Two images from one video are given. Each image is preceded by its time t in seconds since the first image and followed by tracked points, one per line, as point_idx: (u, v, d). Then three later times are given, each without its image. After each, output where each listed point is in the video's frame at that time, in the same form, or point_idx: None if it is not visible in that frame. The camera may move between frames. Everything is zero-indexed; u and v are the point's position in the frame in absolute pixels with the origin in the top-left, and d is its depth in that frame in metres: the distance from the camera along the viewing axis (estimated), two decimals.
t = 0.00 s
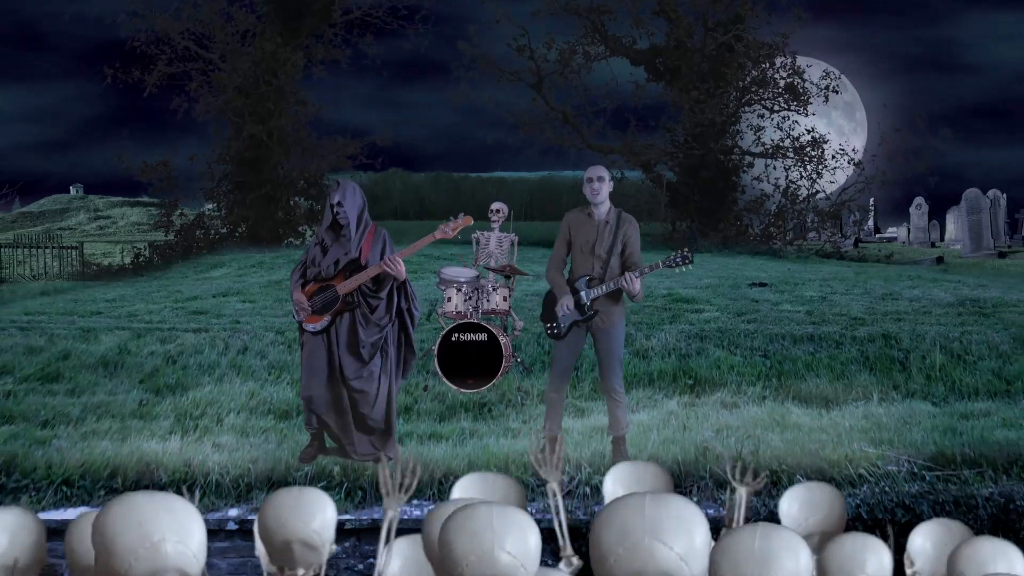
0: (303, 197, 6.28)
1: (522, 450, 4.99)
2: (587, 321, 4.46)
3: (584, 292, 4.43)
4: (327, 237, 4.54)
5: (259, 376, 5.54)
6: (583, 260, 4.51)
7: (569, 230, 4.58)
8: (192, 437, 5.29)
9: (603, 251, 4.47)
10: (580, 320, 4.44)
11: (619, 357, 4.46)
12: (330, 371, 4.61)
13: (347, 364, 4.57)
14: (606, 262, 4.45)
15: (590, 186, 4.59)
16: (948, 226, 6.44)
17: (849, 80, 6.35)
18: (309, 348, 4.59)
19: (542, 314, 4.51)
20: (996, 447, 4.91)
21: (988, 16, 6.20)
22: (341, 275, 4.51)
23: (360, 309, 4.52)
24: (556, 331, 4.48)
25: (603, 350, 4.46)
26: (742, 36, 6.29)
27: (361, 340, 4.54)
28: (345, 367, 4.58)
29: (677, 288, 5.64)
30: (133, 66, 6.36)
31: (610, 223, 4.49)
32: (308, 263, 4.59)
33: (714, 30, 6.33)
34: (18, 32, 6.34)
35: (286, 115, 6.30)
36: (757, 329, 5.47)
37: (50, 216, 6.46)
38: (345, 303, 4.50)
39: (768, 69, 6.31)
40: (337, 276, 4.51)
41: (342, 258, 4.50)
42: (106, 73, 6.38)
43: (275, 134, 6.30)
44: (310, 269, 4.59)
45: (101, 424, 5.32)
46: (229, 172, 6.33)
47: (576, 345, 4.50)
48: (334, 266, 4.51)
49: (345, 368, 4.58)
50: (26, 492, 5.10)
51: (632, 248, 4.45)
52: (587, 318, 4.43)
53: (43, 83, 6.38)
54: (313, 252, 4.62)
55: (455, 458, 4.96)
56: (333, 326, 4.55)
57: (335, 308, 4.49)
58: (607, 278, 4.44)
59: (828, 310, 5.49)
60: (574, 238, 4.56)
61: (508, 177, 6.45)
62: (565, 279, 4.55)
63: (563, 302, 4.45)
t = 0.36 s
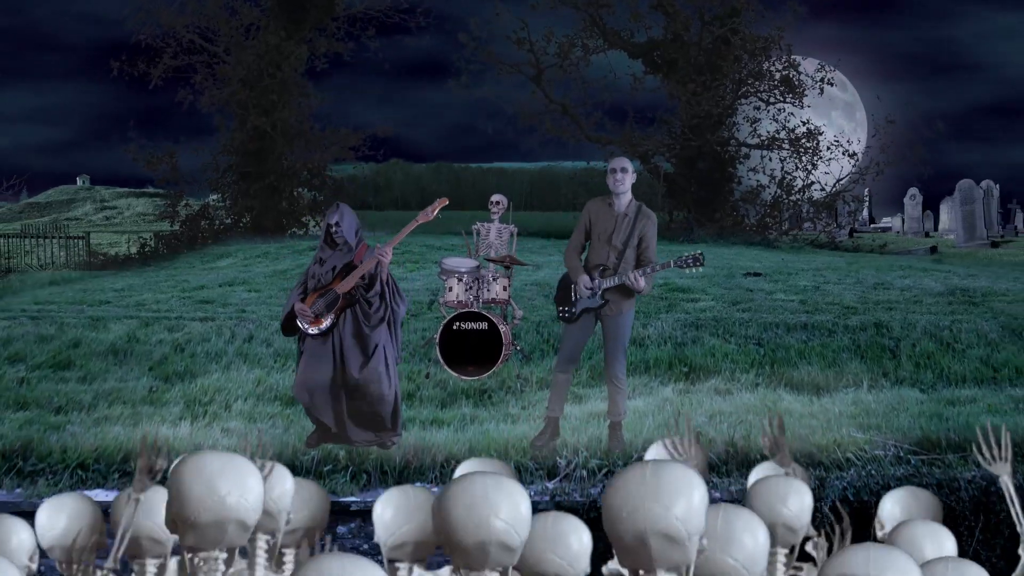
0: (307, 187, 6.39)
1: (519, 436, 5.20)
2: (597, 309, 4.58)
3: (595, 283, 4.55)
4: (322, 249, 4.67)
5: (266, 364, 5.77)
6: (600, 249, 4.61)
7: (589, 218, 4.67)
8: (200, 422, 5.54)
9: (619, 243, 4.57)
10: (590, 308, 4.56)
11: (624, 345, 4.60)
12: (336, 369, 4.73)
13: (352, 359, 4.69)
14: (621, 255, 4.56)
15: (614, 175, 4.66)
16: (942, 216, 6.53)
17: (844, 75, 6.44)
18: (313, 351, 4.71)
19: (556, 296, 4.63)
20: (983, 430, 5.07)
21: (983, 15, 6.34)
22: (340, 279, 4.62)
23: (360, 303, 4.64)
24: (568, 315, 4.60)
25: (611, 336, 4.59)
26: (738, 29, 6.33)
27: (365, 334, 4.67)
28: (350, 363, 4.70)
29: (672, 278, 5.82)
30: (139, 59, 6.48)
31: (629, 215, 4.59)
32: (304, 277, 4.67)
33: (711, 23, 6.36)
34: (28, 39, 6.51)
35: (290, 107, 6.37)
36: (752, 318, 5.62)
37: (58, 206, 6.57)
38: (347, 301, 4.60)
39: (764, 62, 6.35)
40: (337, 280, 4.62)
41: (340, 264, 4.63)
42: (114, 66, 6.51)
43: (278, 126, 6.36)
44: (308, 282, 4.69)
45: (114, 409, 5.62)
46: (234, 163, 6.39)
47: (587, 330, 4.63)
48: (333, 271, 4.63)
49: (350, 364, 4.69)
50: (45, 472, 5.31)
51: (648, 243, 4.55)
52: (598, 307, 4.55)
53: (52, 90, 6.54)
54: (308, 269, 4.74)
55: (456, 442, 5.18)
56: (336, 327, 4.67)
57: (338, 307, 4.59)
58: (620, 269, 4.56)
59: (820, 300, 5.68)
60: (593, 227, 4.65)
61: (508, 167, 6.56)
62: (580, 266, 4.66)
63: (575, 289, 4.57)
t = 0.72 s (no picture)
0: (310, 177, 6.45)
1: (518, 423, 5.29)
2: (594, 297, 4.77)
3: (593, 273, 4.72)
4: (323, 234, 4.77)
5: (272, 352, 6.01)
6: (595, 239, 4.75)
7: (585, 209, 4.81)
8: (210, 408, 5.84)
9: (615, 233, 4.72)
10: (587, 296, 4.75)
11: (620, 330, 4.78)
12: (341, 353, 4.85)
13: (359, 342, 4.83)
14: (617, 244, 4.71)
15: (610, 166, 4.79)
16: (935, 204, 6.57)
17: (841, 72, 6.49)
18: (319, 336, 4.82)
19: (554, 284, 4.82)
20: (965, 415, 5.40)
21: (982, 19, 6.57)
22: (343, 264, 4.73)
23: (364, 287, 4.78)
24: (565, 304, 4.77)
25: (607, 322, 4.77)
26: (735, 22, 6.38)
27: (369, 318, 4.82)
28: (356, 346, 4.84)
29: (669, 267, 5.96)
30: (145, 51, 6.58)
31: (624, 206, 4.73)
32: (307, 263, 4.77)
33: (708, 16, 6.41)
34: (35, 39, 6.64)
35: (294, 99, 6.48)
36: (747, 306, 5.90)
37: (64, 196, 6.64)
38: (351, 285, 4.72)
39: (761, 55, 6.38)
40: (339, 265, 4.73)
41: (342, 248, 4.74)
42: (120, 59, 6.63)
43: (282, 118, 6.46)
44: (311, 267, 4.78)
45: (124, 395, 5.86)
46: (237, 154, 6.45)
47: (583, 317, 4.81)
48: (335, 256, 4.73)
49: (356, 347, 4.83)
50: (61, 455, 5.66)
51: (643, 232, 4.71)
52: (596, 295, 4.73)
53: (59, 85, 6.67)
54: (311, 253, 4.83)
55: (457, 427, 5.34)
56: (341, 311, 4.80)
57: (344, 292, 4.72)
58: (616, 258, 4.71)
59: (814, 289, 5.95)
60: (588, 218, 4.80)
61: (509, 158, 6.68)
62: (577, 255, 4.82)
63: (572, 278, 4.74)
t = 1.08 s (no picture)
0: (314, 169, 6.52)
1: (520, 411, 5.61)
2: (576, 288, 5.13)
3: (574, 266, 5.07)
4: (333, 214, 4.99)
5: (277, 339, 6.08)
6: (570, 234, 5.10)
7: (555, 207, 5.13)
8: (219, 394, 5.98)
9: (589, 226, 5.08)
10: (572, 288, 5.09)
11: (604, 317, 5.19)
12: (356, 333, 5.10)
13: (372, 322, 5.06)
14: (592, 236, 5.07)
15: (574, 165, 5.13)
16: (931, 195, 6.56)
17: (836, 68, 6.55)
18: (335, 317, 5.07)
19: (535, 280, 5.12)
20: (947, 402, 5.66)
21: (980, 22, 6.57)
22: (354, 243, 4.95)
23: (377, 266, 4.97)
24: (548, 299, 5.10)
25: (591, 310, 5.16)
26: (732, 16, 6.46)
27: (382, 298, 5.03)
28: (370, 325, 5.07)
29: (665, 258, 6.20)
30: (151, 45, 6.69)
31: (593, 200, 5.07)
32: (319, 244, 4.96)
33: (704, 9, 6.49)
34: (40, 39, 6.80)
35: (298, 91, 6.59)
36: (742, 295, 6.10)
37: (71, 186, 6.80)
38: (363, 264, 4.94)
39: (757, 47, 6.45)
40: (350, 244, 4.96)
41: (352, 228, 4.96)
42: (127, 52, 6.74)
43: (285, 109, 6.57)
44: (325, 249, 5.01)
45: (134, 381, 6.00)
46: (242, 146, 6.56)
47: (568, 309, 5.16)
48: (346, 237, 4.96)
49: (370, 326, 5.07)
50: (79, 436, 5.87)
51: (614, 223, 5.08)
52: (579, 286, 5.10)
53: (67, 79, 6.85)
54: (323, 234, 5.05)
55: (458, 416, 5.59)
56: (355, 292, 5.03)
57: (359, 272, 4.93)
58: (594, 249, 5.08)
59: (807, 278, 6.15)
60: (558, 213, 5.12)
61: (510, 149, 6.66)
62: (552, 250, 5.16)
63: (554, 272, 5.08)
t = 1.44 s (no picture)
0: (316, 159, 6.64)
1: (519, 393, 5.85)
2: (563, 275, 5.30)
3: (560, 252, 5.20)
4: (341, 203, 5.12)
5: (282, 326, 6.21)
6: (551, 224, 5.22)
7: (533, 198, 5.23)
8: (227, 380, 6.12)
9: (569, 215, 5.20)
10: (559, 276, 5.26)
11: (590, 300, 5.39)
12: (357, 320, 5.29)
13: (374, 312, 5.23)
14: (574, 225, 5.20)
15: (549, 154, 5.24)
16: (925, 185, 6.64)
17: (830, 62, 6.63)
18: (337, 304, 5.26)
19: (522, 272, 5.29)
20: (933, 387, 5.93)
21: (985, 24, 6.73)
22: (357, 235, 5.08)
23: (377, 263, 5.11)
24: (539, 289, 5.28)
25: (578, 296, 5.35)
26: (728, 8, 6.52)
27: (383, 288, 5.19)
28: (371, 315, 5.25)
29: (662, 247, 6.34)
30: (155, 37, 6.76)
31: (572, 189, 5.21)
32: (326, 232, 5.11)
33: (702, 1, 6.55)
34: (43, 29, 6.90)
35: (300, 83, 6.68)
36: (737, 285, 6.26)
37: (77, 176, 6.94)
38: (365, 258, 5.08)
39: (754, 40, 6.52)
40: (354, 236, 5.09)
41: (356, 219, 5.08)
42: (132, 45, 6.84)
43: (288, 101, 6.67)
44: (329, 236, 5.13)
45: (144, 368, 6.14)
46: (245, 137, 6.65)
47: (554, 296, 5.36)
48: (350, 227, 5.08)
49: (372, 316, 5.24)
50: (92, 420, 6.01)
51: (593, 209, 5.23)
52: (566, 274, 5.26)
53: (72, 69, 6.95)
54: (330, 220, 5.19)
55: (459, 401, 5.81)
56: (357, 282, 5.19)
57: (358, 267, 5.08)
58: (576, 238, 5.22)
59: (802, 267, 6.31)
60: (538, 202, 5.23)
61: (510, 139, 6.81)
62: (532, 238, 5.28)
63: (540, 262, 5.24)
